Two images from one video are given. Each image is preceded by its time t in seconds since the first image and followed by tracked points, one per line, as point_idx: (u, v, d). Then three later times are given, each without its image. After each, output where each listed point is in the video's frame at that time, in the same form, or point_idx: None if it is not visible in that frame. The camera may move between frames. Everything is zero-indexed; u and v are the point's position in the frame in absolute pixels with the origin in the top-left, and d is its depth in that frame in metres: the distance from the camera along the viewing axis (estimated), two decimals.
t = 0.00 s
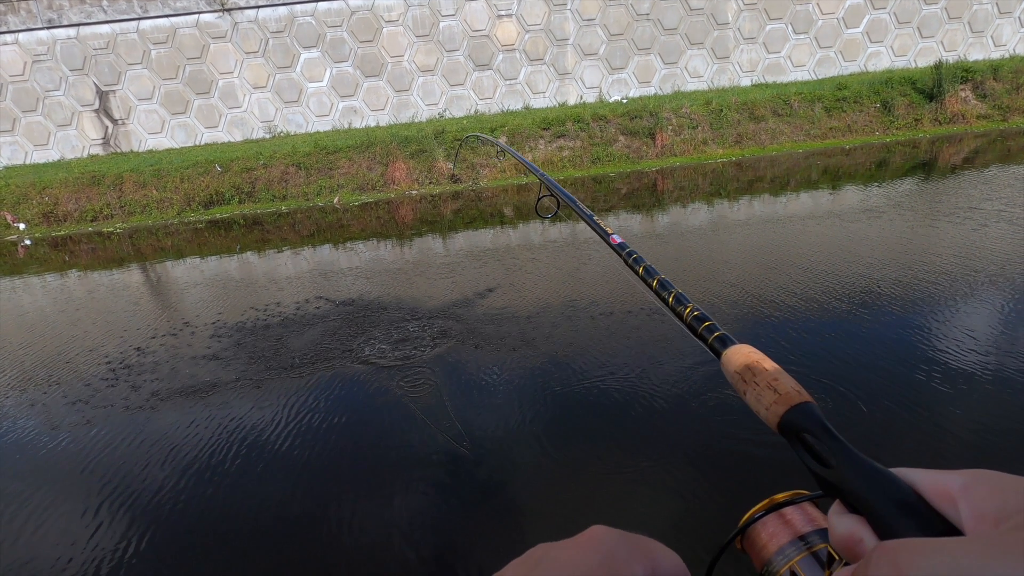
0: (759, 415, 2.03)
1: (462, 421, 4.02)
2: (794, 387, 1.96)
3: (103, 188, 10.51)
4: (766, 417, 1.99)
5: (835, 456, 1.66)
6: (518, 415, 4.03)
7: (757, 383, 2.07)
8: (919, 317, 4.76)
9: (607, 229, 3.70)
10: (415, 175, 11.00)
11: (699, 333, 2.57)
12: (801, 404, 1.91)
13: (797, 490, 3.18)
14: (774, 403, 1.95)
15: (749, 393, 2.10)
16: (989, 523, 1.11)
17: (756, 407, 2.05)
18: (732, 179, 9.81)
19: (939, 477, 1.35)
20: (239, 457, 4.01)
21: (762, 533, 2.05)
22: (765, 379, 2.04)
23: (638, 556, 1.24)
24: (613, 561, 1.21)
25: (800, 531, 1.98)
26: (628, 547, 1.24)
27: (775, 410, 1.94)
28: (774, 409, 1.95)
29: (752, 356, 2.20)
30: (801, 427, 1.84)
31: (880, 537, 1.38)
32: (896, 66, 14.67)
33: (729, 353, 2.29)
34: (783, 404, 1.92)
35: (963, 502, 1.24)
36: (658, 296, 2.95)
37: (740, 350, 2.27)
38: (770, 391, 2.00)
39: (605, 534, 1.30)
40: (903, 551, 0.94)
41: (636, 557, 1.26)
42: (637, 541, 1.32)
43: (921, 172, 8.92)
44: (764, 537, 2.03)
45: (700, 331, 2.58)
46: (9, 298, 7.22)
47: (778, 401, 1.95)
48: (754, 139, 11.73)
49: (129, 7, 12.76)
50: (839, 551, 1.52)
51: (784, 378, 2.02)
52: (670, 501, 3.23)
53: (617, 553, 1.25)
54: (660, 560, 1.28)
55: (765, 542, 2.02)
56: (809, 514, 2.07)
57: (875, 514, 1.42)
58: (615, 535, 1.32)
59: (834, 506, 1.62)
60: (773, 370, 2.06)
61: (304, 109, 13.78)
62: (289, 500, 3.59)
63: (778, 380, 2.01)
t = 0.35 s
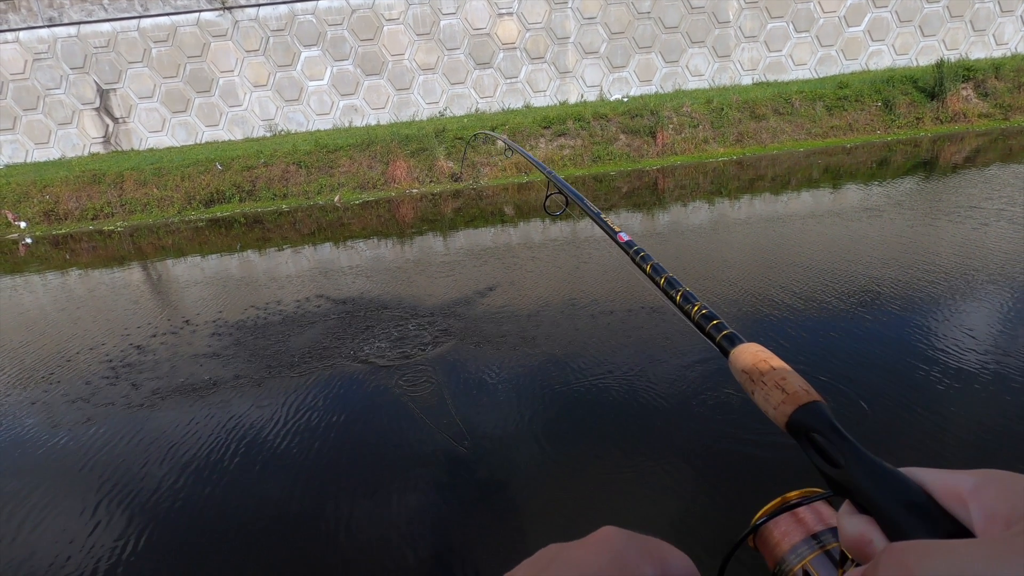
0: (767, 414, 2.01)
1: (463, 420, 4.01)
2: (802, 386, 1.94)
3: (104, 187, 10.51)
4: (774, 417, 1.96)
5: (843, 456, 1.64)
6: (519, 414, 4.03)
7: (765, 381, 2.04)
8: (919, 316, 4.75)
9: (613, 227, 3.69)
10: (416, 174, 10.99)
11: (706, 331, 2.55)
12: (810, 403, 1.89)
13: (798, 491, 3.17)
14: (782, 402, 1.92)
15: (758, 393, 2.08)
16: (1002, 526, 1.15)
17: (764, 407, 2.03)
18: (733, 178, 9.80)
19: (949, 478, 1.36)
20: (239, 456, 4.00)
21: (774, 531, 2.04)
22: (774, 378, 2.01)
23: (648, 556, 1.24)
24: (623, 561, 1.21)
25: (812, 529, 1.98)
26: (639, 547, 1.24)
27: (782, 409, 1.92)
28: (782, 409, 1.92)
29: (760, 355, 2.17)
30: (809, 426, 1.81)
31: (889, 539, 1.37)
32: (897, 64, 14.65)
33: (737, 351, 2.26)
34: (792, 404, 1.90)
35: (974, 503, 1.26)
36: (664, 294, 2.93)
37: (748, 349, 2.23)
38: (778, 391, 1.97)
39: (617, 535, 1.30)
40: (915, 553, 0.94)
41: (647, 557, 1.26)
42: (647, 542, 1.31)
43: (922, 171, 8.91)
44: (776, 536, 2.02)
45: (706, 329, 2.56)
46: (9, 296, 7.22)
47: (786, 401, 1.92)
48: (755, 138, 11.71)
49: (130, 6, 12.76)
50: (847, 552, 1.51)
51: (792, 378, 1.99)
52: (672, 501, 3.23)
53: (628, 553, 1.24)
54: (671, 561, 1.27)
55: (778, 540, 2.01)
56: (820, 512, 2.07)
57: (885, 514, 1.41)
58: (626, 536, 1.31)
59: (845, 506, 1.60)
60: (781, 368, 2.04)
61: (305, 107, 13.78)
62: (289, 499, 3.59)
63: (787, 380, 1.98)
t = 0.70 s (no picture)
0: (779, 414, 2.02)
1: (465, 418, 4.01)
2: (814, 386, 1.95)
3: (105, 185, 10.52)
4: (786, 417, 1.97)
5: (856, 456, 1.64)
6: (520, 413, 4.03)
7: (777, 381, 2.05)
8: (921, 315, 4.74)
9: (621, 224, 3.67)
10: (416, 172, 10.99)
11: (718, 330, 2.54)
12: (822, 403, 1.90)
13: (799, 490, 3.16)
14: (794, 402, 1.93)
15: (770, 394, 2.08)
16: (1016, 528, 1.16)
17: (776, 407, 2.04)
18: (734, 176, 9.79)
19: (964, 479, 1.36)
20: (240, 454, 4.00)
21: (788, 530, 1.95)
22: (785, 378, 2.02)
23: (656, 552, 1.23)
24: (631, 558, 1.19)
25: (826, 529, 1.88)
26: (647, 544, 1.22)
27: (794, 409, 1.93)
28: (794, 409, 1.93)
29: (771, 354, 2.17)
30: (822, 426, 1.82)
31: (904, 540, 1.36)
32: (899, 63, 14.64)
33: (748, 351, 2.26)
34: (804, 403, 1.91)
35: (988, 503, 1.26)
36: (675, 292, 2.92)
37: (759, 348, 2.24)
38: (790, 390, 1.99)
39: (626, 529, 1.28)
40: (928, 554, 0.91)
41: (656, 554, 1.24)
42: (655, 538, 1.29)
43: (924, 169, 8.90)
44: (789, 535, 1.93)
45: (718, 327, 2.55)
46: (11, 294, 7.23)
47: (798, 401, 1.93)
48: (757, 136, 11.70)
49: (131, 4, 12.76)
50: (861, 553, 1.49)
51: (805, 377, 2.00)
52: (673, 500, 3.23)
53: (635, 550, 1.23)
54: (680, 559, 1.25)
55: (791, 540, 1.92)
56: (838, 512, 1.96)
57: (898, 514, 1.41)
58: (633, 532, 1.29)
59: (858, 507, 1.60)
60: (793, 369, 2.05)
61: (306, 106, 13.77)
62: (290, 498, 3.59)
63: (798, 379, 1.99)
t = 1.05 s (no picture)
0: (790, 416, 2.02)
1: (466, 416, 4.02)
2: (825, 387, 1.94)
3: (106, 183, 10.52)
4: (797, 418, 1.97)
5: (869, 460, 1.64)
6: (522, 411, 4.03)
7: (788, 384, 2.05)
8: (921, 314, 4.74)
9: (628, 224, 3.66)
10: (417, 171, 10.98)
11: (728, 331, 2.53)
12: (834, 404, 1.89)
13: (801, 489, 3.17)
14: (804, 404, 1.93)
15: (780, 395, 2.09)
16: None
17: (786, 409, 2.03)
18: (735, 175, 9.78)
19: (978, 482, 1.32)
20: (241, 452, 4.00)
21: (796, 532, 1.91)
22: (796, 379, 2.02)
23: (662, 548, 1.23)
24: (637, 553, 1.19)
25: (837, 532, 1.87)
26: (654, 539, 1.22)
27: (805, 411, 1.93)
28: (805, 410, 1.93)
29: (782, 355, 2.18)
30: (834, 428, 1.82)
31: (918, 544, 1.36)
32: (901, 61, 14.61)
33: (759, 353, 2.26)
34: (814, 405, 1.90)
35: (1003, 507, 1.21)
36: (684, 293, 2.91)
37: (770, 349, 2.24)
38: (800, 392, 1.98)
39: (633, 523, 1.27)
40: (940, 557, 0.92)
41: (660, 550, 1.24)
42: (660, 535, 1.29)
43: (925, 168, 8.88)
44: (800, 538, 1.89)
45: (728, 328, 2.55)
46: (12, 292, 7.24)
47: (808, 403, 1.93)
48: (757, 135, 11.68)
49: (131, 2, 12.76)
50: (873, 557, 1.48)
51: (815, 379, 2.00)
52: (675, 498, 3.24)
53: (641, 545, 1.22)
54: (684, 556, 1.25)
55: (802, 543, 1.88)
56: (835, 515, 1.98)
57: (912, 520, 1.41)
58: (638, 527, 1.28)
59: (872, 511, 1.60)
60: (804, 370, 2.04)
61: (306, 104, 13.77)
62: (291, 496, 3.59)
63: (809, 381, 1.99)
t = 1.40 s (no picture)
0: (797, 421, 2.03)
1: (466, 415, 4.02)
2: (832, 393, 1.95)
3: (107, 182, 10.54)
4: (804, 425, 1.98)
5: (874, 464, 1.65)
6: (522, 410, 4.03)
7: (794, 389, 2.06)
8: (921, 314, 4.73)
9: (635, 228, 3.66)
10: (418, 170, 10.97)
11: (733, 335, 2.52)
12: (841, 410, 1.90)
13: (802, 489, 3.17)
14: (811, 410, 1.95)
15: (787, 401, 2.09)
16: None
17: (793, 414, 2.05)
18: (736, 174, 9.77)
19: (989, 491, 1.30)
20: (240, 451, 4.01)
21: (805, 539, 1.95)
22: (803, 385, 2.03)
23: (660, 545, 1.24)
24: (636, 550, 1.20)
25: (845, 537, 1.85)
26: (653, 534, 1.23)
27: (813, 417, 1.94)
28: (812, 417, 1.94)
29: (788, 360, 2.18)
30: (841, 433, 1.83)
31: (927, 554, 1.31)
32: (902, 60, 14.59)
33: (765, 358, 2.27)
34: (822, 411, 1.91)
35: (1015, 517, 1.18)
36: (691, 297, 2.90)
37: (776, 355, 2.25)
38: (807, 398, 1.99)
39: (631, 521, 1.27)
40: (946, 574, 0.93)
41: (659, 548, 1.25)
42: (659, 533, 1.29)
43: (927, 167, 8.86)
44: (807, 545, 1.93)
45: (733, 332, 2.54)
46: (13, 291, 7.25)
47: (815, 408, 1.94)
48: (758, 133, 11.66)
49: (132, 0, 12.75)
50: (881, 566, 1.42)
51: (821, 384, 2.01)
52: (675, 497, 3.23)
53: (641, 542, 1.23)
54: (682, 554, 1.26)
55: (809, 550, 1.91)
56: (858, 518, 1.93)
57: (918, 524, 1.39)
58: (637, 525, 1.29)
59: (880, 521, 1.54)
60: (811, 376, 2.06)
61: (307, 102, 13.76)
62: (290, 494, 3.60)
63: (816, 387, 2.00)
